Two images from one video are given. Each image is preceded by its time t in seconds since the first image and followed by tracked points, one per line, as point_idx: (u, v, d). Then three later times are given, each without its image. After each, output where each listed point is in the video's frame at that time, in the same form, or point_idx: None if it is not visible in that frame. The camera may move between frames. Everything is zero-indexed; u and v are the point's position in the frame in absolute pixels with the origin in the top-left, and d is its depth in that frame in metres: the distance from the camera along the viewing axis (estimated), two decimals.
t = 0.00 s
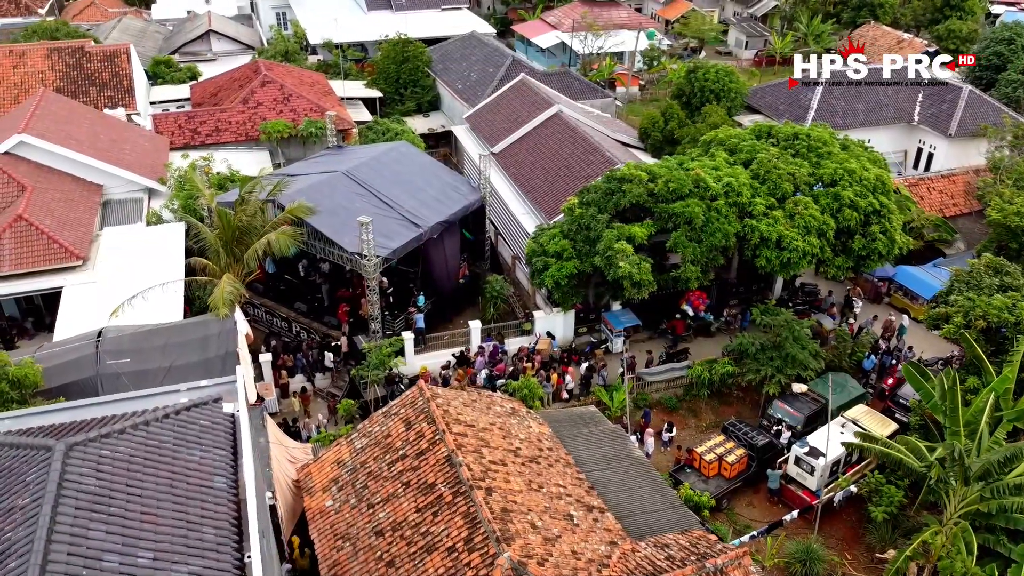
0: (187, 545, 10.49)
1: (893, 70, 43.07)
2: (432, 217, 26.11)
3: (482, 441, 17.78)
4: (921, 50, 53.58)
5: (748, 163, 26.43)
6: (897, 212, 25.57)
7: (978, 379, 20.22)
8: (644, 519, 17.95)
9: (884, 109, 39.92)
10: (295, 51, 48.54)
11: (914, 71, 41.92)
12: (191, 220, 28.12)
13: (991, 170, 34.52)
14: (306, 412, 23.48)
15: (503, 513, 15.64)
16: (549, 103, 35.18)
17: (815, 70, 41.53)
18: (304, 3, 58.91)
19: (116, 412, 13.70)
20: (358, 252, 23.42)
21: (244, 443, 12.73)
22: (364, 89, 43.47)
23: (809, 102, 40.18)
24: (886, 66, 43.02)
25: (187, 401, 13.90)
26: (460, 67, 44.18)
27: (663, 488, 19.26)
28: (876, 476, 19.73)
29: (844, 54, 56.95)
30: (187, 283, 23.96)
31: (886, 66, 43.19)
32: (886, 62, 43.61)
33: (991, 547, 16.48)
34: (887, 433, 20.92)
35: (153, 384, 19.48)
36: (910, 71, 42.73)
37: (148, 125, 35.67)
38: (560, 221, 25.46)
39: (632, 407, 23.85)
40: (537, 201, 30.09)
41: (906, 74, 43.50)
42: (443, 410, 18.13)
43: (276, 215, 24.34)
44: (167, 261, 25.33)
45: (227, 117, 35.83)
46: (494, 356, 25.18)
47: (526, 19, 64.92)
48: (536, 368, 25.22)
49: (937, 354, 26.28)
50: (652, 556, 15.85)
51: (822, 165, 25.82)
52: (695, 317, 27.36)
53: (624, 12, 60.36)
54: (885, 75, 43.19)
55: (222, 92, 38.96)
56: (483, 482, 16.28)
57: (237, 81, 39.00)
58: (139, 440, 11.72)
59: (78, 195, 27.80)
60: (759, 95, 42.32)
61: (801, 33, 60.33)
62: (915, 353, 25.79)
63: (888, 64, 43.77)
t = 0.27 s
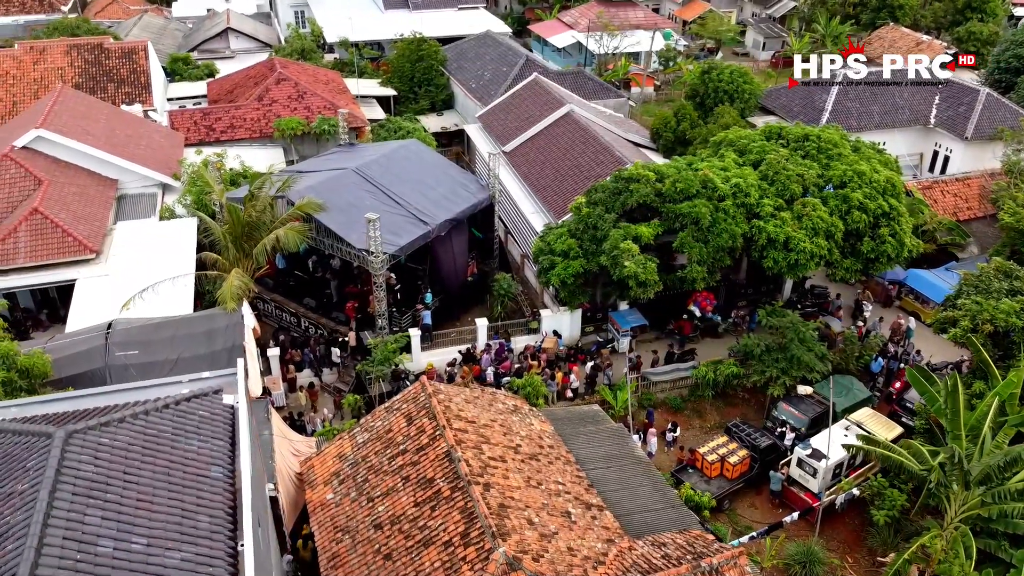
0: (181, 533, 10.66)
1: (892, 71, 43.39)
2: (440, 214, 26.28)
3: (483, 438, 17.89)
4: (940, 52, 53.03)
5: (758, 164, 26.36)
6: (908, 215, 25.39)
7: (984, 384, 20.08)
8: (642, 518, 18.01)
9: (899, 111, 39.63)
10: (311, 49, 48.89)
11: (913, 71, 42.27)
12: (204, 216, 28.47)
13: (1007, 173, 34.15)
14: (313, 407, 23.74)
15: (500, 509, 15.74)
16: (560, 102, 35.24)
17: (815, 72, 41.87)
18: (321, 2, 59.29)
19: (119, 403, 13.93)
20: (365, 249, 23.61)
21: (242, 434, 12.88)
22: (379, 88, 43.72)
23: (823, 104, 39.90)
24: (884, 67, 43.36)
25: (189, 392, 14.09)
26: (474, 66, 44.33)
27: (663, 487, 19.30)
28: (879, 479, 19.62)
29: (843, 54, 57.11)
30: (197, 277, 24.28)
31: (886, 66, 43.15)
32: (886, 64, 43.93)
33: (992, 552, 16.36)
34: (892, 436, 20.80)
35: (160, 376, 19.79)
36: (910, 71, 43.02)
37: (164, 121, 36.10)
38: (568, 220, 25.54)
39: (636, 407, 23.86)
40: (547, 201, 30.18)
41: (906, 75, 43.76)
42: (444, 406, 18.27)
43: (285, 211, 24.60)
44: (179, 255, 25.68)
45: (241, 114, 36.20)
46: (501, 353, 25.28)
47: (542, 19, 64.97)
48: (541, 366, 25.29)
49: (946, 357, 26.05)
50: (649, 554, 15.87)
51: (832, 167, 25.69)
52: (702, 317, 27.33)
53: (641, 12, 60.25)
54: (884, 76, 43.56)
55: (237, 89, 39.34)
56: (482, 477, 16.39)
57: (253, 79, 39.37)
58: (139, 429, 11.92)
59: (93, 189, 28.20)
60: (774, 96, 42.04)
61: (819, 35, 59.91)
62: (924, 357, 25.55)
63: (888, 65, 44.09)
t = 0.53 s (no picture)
0: (177, 521, 10.87)
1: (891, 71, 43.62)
2: (449, 212, 26.43)
3: (484, 434, 18.01)
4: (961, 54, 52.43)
5: (767, 166, 26.28)
6: (918, 218, 25.23)
7: (992, 388, 19.92)
8: (642, 517, 18.07)
9: (916, 114, 39.29)
10: (327, 47, 49.24)
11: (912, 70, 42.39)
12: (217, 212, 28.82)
13: None
14: (320, 401, 23.99)
15: (498, 505, 15.85)
16: (572, 102, 35.29)
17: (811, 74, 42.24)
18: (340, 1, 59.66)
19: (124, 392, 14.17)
20: (373, 246, 23.81)
21: (242, 426, 13.07)
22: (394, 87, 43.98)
23: (839, 106, 39.55)
24: (884, 68, 43.36)
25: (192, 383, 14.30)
26: (488, 66, 44.47)
27: (664, 486, 19.35)
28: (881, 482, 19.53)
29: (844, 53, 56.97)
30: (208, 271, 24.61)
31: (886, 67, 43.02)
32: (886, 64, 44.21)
33: (994, 558, 16.25)
34: (897, 440, 20.68)
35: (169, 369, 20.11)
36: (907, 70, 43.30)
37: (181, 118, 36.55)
38: (576, 219, 25.60)
39: (640, 407, 23.89)
40: (557, 200, 30.29)
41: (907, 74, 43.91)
42: (447, 402, 18.41)
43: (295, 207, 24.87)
44: (191, 249, 26.03)
45: (257, 112, 36.56)
46: (507, 351, 25.40)
47: (560, 19, 64.96)
48: (547, 364, 25.36)
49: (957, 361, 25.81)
50: (647, 552, 15.91)
51: (841, 169, 25.59)
52: (710, 319, 27.30)
53: (658, 13, 60.09)
54: (883, 76, 43.56)
55: (254, 87, 39.73)
56: (481, 473, 16.51)
57: (269, 77, 39.75)
58: (140, 418, 12.14)
59: (110, 184, 28.65)
60: (788, 98, 41.67)
61: (838, 36, 59.43)
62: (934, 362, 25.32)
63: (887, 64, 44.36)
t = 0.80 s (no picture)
0: (173, 509, 11.07)
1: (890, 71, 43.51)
2: (458, 210, 26.59)
3: (485, 430, 18.14)
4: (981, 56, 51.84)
5: (777, 167, 26.19)
6: (929, 220, 25.04)
7: (999, 393, 19.77)
8: (642, 516, 18.13)
9: (933, 116, 38.96)
10: (344, 46, 49.56)
11: (912, 70, 42.27)
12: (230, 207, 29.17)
13: None
14: (328, 396, 24.24)
15: (497, 500, 15.97)
16: (585, 101, 35.33)
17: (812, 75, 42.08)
18: None
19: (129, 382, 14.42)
20: (382, 243, 24.02)
21: (242, 417, 13.27)
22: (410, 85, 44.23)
23: (855, 107, 39.14)
24: (884, 68, 43.24)
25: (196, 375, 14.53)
26: (503, 65, 44.59)
27: (665, 486, 19.39)
28: (884, 485, 19.45)
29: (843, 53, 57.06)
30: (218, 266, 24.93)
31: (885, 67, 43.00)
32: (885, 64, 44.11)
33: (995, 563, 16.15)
34: (902, 444, 20.55)
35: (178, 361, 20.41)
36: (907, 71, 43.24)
37: (198, 115, 36.96)
38: (584, 219, 25.67)
39: (646, 406, 23.92)
40: (567, 200, 30.39)
41: (907, 75, 43.93)
42: (449, 398, 18.55)
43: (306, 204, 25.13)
44: (203, 244, 26.37)
45: (272, 109, 36.91)
46: (514, 349, 25.49)
47: (577, 19, 64.95)
48: (554, 363, 25.44)
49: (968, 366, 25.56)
50: (644, 550, 15.96)
51: (852, 171, 25.44)
52: (718, 319, 27.26)
53: (675, 13, 59.91)
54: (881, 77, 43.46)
55: (270, 84, 40.11)
56: (481, 469, 16.64)
57: (285, 74, 40.11)
58: (141, 407, 12.37)
59: (125, 179, 29.07)
60: (802, 99, 41.17)
61: (857, 38, 58.93)
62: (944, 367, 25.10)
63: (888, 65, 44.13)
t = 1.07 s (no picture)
0: (171, 497, 11.27)
1: (889, 71, 43.49)
2: (467, 209, 26.72)
3: (487, 427, 18.25)
4: (1002, 59, 51.19)
5: (788, 168, 26.10)
6: (940, 223, 24.82)
7: (1006, 398, 19.60)
8: (641, 515, 18.18)
9: (950, 119, 38.63)
10: (361, 44, 49.88)
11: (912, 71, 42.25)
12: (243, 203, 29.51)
13: None
14: (335, 391, 24.48)
15: (495, 496, 16.09)
16: (598, 101, 35.35)
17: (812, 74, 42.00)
18: None
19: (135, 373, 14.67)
20: (390, 240, 24.22)
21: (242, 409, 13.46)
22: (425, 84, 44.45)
23: (870, 110, 38.89)
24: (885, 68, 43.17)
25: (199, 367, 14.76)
26: (518, 65, 44.68)
27: (666, 485, 19.43)
28: (888, 488, 19.35)
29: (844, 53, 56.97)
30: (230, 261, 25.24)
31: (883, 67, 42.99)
32: (884, 62, 44.13)
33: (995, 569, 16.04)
34: (907, 447, 20.48)
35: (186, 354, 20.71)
36: (908, 70, 43.14)
37: (214, 112, 37.39)
38: (593, 218, 25.72)
39: (651, 406, 23.94)
40: (577, 200, 30.48)
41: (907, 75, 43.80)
42: (452, 395, 18.69)
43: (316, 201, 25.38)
44: (216, 239, 26.69)
45: (288, 107, 37.26)
46: (521, 348, 25.59)
47: (595, 19, 64.90)
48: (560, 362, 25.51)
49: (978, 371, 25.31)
50: (642, 549, 16.01)
51: (863, 173, 25.27)
52: (726, 321, 27.21)
53: (692, 14, 59.70)
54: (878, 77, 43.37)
55: (286, 82, 40.48)
56: (480, 465, 16.76)
57: (301, 72, 40.46)
58: (143, 397, 12.59)
59: (141, 174, 29.50)
60: (818, 102, 41.00)
61: (876, 40, 58.38)
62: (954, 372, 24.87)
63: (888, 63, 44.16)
